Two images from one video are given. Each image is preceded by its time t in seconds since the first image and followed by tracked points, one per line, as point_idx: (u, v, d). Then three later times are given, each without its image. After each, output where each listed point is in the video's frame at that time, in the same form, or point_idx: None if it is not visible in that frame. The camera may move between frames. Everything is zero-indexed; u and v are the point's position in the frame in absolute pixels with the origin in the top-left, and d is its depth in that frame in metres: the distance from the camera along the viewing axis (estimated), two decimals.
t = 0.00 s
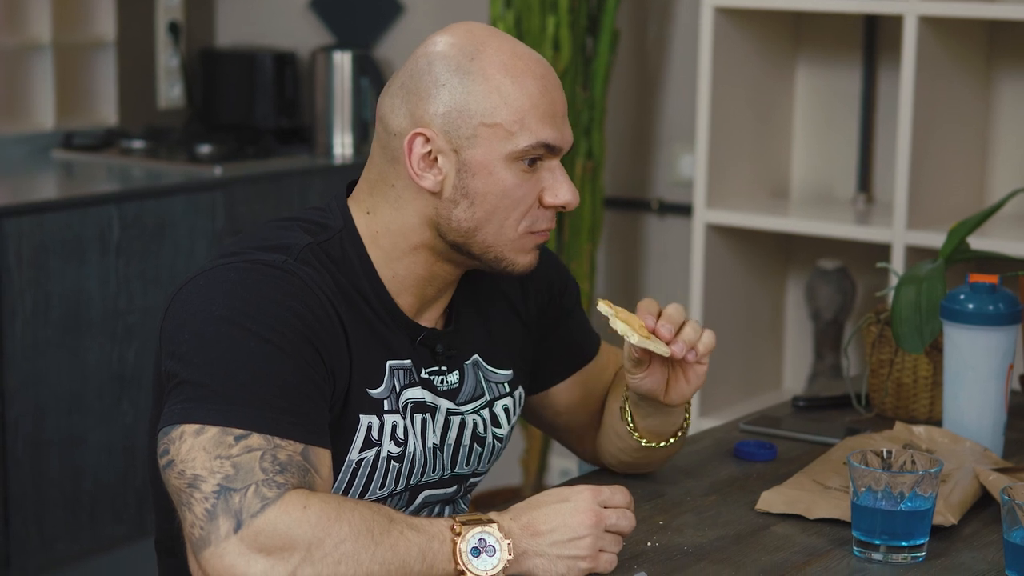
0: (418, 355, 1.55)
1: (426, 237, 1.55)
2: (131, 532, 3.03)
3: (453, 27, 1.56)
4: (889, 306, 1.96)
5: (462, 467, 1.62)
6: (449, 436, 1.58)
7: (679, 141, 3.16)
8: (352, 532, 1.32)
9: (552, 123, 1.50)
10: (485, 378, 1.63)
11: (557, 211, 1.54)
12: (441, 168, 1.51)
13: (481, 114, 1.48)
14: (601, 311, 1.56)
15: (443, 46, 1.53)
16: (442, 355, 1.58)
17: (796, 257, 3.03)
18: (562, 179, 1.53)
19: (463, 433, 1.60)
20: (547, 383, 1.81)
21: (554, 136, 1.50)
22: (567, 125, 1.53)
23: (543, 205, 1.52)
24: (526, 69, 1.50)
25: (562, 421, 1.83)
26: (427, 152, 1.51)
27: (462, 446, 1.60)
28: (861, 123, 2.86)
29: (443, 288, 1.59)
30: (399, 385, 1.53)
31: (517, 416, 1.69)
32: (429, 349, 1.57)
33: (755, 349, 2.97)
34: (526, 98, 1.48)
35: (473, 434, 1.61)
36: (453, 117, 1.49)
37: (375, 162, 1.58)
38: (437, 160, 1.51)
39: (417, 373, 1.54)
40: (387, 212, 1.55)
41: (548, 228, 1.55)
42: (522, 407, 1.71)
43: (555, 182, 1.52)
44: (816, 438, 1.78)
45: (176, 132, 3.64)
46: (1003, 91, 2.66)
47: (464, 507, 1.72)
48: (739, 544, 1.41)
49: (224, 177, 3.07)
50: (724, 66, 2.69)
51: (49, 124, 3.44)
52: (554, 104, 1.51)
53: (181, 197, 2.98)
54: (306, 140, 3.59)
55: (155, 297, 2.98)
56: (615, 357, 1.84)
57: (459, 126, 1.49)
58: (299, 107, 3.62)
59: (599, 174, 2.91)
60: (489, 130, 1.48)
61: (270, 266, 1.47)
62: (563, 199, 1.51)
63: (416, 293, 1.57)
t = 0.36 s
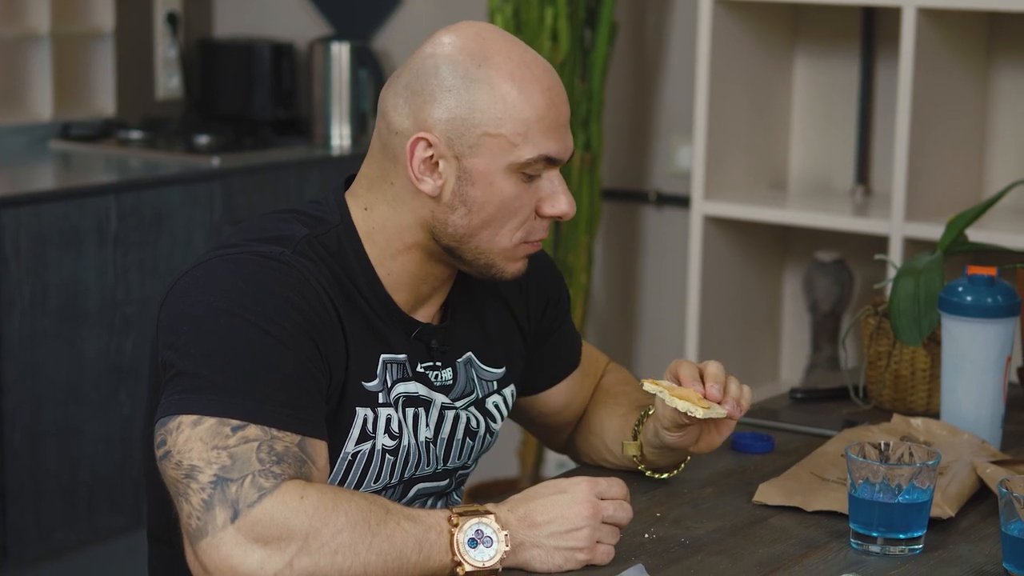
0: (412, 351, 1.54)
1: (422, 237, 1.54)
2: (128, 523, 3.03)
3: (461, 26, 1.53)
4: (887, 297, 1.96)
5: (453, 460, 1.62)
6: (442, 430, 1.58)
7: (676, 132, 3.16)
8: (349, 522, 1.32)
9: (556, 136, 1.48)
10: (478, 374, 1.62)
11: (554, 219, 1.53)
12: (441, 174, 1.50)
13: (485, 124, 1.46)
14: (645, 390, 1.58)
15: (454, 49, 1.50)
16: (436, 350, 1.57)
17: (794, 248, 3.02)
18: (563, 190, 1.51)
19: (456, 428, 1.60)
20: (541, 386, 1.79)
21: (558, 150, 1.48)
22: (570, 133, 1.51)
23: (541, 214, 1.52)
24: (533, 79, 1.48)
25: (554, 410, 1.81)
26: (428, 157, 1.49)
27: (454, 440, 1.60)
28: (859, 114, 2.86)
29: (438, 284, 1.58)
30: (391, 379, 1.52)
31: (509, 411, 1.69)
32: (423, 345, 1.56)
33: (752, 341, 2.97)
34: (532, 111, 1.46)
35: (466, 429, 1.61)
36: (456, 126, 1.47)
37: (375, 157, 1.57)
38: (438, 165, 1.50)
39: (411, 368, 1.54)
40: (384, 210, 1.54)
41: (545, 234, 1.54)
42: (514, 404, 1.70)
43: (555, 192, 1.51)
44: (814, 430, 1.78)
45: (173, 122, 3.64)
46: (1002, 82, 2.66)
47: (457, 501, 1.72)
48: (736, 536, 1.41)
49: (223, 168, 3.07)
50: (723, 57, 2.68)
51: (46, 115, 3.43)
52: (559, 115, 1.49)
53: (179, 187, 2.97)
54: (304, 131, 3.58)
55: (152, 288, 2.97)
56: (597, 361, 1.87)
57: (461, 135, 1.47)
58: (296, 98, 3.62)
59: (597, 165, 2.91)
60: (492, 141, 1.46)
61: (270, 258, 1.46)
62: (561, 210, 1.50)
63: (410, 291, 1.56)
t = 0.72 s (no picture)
0: (424, 351, 1.54)
1: (443, 242, 1.54)
2: (122, 516, 3.02)
3: (492, 34, 1.52)
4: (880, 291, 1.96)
5: (458, 460, 1.62)
6: (449, 430, 1.58)
7: (671, 125, 3.16)
8: (345, 516, 1.32)
9: (586, 148, 1.47)
10: (485, 376, 1.62)
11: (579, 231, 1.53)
12: (473, 182, 1.49)
13: (519, 135, 1.45)
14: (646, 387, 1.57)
15: (487, 59, 1.49)
16: (447, 352, 1.57)
17: (788, 241, 3.03)
18: (589, 201, 1.51)
19: (463, 429, 1.60)
20: (546, 385, 1.80)
21: (587, 162, 1.47)
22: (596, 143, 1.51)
23: (566, 224, 1.52)
24: (566, 92, 1.47)
25: (557, 410, 1.82)
26: (461, 165, 1.48)
27: (460, 441, 1.60)
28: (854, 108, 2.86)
29: (451, 286, 1.59)
30: (401, 378, 1.52)
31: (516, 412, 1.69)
32: (434, 345, 1.56)
33: (746, 334, 2.97)
34: (565, 123, 1.45)
35: (472, 430, 1.61)
36: (489, 136, 1.46)
37: (399, 159, 1.56)
38: (470, 174, 1.49)
39: (421, 368, 1.54)
40: (407, 213, 1.54)
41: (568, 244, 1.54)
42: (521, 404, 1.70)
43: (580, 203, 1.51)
44: (808, 423, 1.78)
45: (167, 115, 3.63)
46: (996, 77, 2.66)
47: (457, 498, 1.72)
48: (729, 529, 1.41)
49: (217, 160, 3.06)
50: (717, 50, 2.68)
51: (40, 107, 3.42)
52: (589, 127, 1.48)
53: (174, 180, 2.97)
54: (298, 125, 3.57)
55: (148, 281, 2.97)
56: (603, 357, 1.87)
57: (495, 144, 1.46)
58: (291, 91, 3.61)
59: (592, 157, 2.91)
60: (525, 152, 1.45)
61: (286, 253, 1.46)
62: (585, 220, 1.51)
63: (424, 292, 1.56)
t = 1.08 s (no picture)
0: (429, 348, 1.54)
1: (451, 244, 1.53)
2: (116, 510, 3.02)
3: (506, 37, 1.51)
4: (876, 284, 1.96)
5: (461, 458, 1.62)
6: (452, 427, 1.58)
7: (667, 117, 3.16)
8: (341, 510, 1.32)
9: (595, 154, 1.47)
10: (491, 373, 1.62)
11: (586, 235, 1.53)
12: (481, 186, 1.49)
13: (530, 141, 1.45)
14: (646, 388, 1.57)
15: (500, 62, 1.48)
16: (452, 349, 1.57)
17: (784, 235, 3.03)
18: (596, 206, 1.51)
19: (467, 426, 1.60)
20: (550, 379, 1.80)
21: (596, 168, 1.48)
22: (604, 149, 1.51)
23: (573, 229, 1.52)
24: (579, 97, 1.47)
25: (558, 405, 1.82)
26: (470, 168, 1.48)
27: (463, 438, 1.60)
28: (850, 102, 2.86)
29: (460, 285, 1.58)
30: (406, 374, 1.52)
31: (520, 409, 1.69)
32: (439, 343, 1.56)
33: (742, 327, 2.98)
34: (577, 130, 1.45)
35: (476, 428, 1.61)
36: (501, 141, 1.46)
37: (408, 157, 1.56)
38: (479, 177, 1.49)
39: (426, 364, 1.54)
40: (414, 212, 1.54)
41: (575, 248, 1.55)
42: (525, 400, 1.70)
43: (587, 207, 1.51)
44: (804, 417, 1.78)
45: (164, 108, 3.63)
46: (992, 71, 2.66)
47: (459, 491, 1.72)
48: (724, 522, 1.41)
49: (213, 153, 3.06)
50: (713, 43, 2.68)
51: (37, 99, 3.42)
52: (600, 133, 1.48)
53: (170, 172, 2.97)
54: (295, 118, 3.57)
55: (144, 274, 2.96)
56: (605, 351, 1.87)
57: (506, 150, 1.46)
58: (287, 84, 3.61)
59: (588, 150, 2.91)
60: (536, 158, 1.45)
61: (291, 245, 1.46)
62: (593, 227, 1.50)
63: (432, 291, 1.56)
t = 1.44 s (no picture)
0: (430, 342, 1.54)
1: (449, 242, 1.53)
2: (114, 504, 3.02)
3: (498, 36, 1.51)
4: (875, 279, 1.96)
5: (460, 451, 1.63)
6: (452, 421, 1.58)
7: (666, 112, 3.16)
8: (341, 505, 1.32)
9: (590, 151, 1.47)
10: (492, 367, 1.62)
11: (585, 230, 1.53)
12: (478, 189, 1.49)
13: (525, 142, 1.45)
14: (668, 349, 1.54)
15: (491, 62, 1.48)
16: (452, 343, 1.57)
17: (782, 230, 3.03)
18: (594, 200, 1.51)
19: (467, 420, 1.60)
20: (551, 373, 1.80)
21: (592, 164, 1.48)
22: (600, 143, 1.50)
23: (572, 225, 1.52)
24: (573, 95, 1.46)
25: (557, 399, 1.82)
26: (466, 172, 1.48)
27: (463, 431, 1.60)
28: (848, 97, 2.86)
29: (458, 281, 1.58)
30: (407, 367, 1.52)
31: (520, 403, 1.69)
32: (439, 337, 1.56)
33: (741, 321, 2.98)
34: (571, 129, 1.45)
35: (476, 421, 1.61)
36: (495, 143, 1.46)
37: (403, 155, 1.55)
38: (475, 181, 1.49)
39: (426, 358, 1.54)
40: (411, 209, 1.54)
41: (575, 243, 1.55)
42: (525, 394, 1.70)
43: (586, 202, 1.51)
44: (802, 411, 1.78)
45: (163, 102, 3.63)
46: (990, 66, 2.66)
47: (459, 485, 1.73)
48: (723, 516, 1.41)
49: (212, 147, 3.06)
50: (712, 38, 2.68)
51: (35, 93, 3.42)
52: (595, 129, 1.48)
53: (169, 167, 2.96)
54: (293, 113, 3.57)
55: (142, 268, 2.96)
56: (605, 345, 1.87)
57: (501, 152, 1.46)
58: (286, 79, 3.60)
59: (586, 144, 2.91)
60: (531, 159, 1.45)
61: (291, 240, 1.46)
62: (592, 221, 1.50)
63: (431, 287, 1.56)
